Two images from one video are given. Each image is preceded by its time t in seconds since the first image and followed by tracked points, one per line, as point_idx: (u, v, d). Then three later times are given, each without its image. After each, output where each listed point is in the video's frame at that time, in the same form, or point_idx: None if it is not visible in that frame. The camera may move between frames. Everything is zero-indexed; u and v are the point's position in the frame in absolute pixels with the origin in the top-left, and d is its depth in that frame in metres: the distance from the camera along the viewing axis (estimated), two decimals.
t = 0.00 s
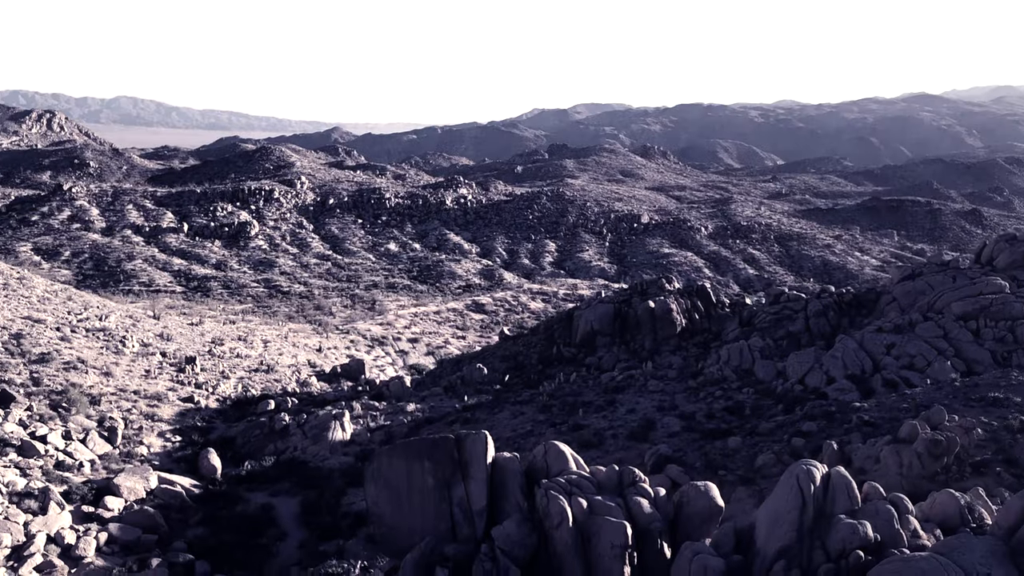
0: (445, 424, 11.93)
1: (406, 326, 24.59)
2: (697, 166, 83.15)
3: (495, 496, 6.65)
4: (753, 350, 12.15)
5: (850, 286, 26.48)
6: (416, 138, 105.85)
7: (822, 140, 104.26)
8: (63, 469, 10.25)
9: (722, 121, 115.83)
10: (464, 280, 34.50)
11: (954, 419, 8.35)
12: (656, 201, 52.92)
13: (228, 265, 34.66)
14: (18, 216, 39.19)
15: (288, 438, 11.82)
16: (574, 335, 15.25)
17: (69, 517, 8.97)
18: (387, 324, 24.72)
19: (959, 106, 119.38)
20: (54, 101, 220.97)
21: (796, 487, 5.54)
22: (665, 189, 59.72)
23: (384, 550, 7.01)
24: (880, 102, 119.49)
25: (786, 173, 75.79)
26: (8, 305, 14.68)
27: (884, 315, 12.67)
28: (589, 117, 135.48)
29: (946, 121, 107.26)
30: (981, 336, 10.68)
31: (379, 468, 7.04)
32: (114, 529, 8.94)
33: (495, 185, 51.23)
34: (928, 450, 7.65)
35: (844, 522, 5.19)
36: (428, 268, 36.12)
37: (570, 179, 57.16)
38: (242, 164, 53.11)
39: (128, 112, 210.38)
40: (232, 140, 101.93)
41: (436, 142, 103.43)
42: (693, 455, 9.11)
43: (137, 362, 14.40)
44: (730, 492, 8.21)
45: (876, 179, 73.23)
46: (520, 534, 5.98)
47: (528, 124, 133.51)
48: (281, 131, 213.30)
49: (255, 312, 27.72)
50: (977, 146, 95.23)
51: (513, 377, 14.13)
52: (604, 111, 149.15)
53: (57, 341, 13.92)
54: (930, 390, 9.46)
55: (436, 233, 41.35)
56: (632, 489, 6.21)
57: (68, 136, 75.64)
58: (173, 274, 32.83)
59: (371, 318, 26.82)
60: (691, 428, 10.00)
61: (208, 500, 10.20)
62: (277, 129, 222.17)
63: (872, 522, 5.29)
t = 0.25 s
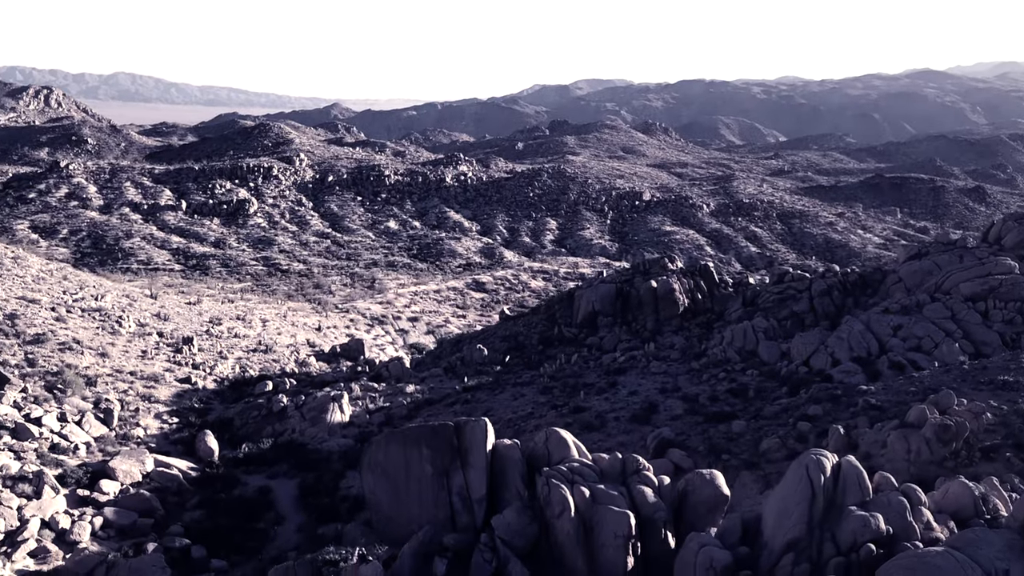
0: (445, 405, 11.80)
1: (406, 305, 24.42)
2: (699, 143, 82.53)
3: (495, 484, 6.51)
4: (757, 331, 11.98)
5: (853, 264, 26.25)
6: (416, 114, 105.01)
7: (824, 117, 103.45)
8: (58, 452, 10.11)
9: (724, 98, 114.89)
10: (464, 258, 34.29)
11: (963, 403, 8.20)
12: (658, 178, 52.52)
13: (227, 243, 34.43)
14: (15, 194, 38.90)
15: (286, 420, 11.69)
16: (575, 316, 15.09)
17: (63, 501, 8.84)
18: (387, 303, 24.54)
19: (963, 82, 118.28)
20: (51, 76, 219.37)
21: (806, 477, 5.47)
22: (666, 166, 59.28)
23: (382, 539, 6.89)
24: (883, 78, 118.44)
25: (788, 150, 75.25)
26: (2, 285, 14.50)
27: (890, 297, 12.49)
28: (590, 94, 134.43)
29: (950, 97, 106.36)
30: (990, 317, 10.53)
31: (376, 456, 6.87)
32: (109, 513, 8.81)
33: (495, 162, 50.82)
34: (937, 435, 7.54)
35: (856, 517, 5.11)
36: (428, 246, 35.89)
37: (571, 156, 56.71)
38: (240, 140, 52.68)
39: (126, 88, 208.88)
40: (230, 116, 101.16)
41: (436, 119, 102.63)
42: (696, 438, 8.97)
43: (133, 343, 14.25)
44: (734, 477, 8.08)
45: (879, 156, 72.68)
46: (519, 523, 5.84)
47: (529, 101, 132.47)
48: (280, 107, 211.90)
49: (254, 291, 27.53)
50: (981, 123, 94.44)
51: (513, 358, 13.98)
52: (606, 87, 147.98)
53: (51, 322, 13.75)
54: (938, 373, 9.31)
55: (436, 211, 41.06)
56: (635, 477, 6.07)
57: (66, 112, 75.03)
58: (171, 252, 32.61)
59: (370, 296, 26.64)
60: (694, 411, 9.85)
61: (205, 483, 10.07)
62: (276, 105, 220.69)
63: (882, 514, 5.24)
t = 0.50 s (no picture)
0: (445, 381, 11.65)
1: (406, 277, 24.21)
2: (702, 112, 81.70)
3: (495, 468, 6.40)
4: (761, 306, 11.78)
5: (857, 235, 26.01)
6: (416, 83, 103.91)
7: (828, 86, 102.30)
8: (52, 429, 9.95)
9: (727, 66, 113.61)
10: (465, 230, 34.01)
11: (974, 382, 8.03)
12: (660, 148, 51.99)
13: (225, 214, 34.13)
14: (12, 164, 38.52)
15: (284, 396, 11.55)
16: (576, 290, 14.89)
17: (58, 479, 8.69)
18: (386, 275, 24.32)
19: (969, 50, 116.81)
20: (47, 45, 217.09)
21: (818, 466, 5.43)
22: (668, 135, 58.69)
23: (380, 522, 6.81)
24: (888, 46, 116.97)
25: (791, 119, 74.48)
26: None
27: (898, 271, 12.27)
28: (592, 62, 132.91)
29: (956, 65, 105.11)
30: (1001, 293, 10.29)
31: (374, 439, 6.75)
32: (104, 492, 8.67)
33: (496, 132, 50.27)
34: (947, 415, 7.37)
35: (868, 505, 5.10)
36: (428, 217, 35.59)
37: (572, 125, 56.11)
38: (238, 110, 52.10)
39: (123, 57, 206.82)
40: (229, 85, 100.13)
41: (436, 88, 101.55)
42: (700, 416, 8.81)
43: (129, 317, 14.07)
44: (739, 456, 7.94)
45: (883, 125, 71.93)
46: (520, 507, 5.73)
47: (530, 69, 131.06)
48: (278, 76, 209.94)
49: (252, 262, 27.30)
50: (986, 92, 93.41)
51: (514, 333, 13.79)
52: (607, 55, 146.27)
53: (45, 296, 13.58)
54: (947, 350, 9.14)
55: (436, 182, 40.69)
56: (640, 463, 5.98)
57: (62, 81, 74.20)
58: (169, 223, 32.33)
59: (369, 268, 26.41)
60: (698, 388, 9.69)
61: (202, 460, 9.95)
62: (274, 74, 218.62)
63: (898, 503, 5.23)
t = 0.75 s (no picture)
0: (445, 354, 11.51)
1: (406, 246, 23.99)
2: (705, 78, 80.72)
3: (495, 449, 6.31)
4: (766, 278, 11.58)
5: (861, 203, 25.74)
6: (415, 48, 102.56)
7: (833, 51, 100.96)
8: (48, 403, 9.82)
9: (731, 31, 112.08)
10: (465, 198, 33.70)
11: (984, 356, 7.87)
12: (663, 114, 51.39)
13: (223, 182, 33.79)
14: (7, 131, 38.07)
15: (282, 369, 11.43)
16: (578, 261, 14.70)
17: (53, 455, 8.56)
18: (386, 243, 24.09)
19: (976, 14, 115.11)
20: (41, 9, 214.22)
21: (829, 449, 5.39)
22: (671, 101, 58.00)
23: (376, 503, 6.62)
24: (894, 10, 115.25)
25: (795, 85, 73.58)
26: None
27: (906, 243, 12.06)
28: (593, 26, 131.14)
29: (962, 29, 103.63)
30: (1012, 265, 10.09)
31: (370, 418, 6.55)
32: (101, 467, 8.55)
33: (496, 98, 49.65)
34: (957, 391, 7.21)
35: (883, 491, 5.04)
36: (428, 185, 35.25)
37: (574, 91, 55.41)
38: (235, 76, 51.41)
39: (119, 21, 204.22)
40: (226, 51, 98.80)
41: (436, 53, 100.21)
42: (704, 391, 8.67)
43: (125, 289, 13.90)
44: (744, 432, 7.81)
45: (888, 91, 71.05)
46: (522, 489, 5.69)
47: (531, 34, 129.36)
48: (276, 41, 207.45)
49: (251, 231, 27.05)
50: (993, 57, 92.22)
51: (515, 304, 13.62)
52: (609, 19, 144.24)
53: (39, 268, 13.39)
54: (957, 324, 8.97)
55: (436, 149, 40.27)
56: (643, 443, 5.92)
57: (57, 46, 73.16)
58: (167, 191, 32.01)
59: (369, 237, 26.17)
60: (702, 362, 9.54)
61: (199, 434, 9.83)
62: (272, 39, 216.01)
63: (911, 488, 5.18)
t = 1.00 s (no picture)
0: (445, 324, 11.34)
1: (405, 211, 23.69)
2: (708, 38, 79.41)
3: (495, 427, 6.20)
4: (773, 246, 11.35)
5: (866, 167, 25.36)
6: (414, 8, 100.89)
7: (838, 12, 99.32)
8: (41, 374, 9.67)
9: None
10: (465, 162, 33.28)
11: (997, 330, 7.65)
12: (666, 76, 50.60)
13: (220, 146, 33.35)
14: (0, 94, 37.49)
15: (279, 339, 11.28)
16: (580, 228, 14.46)
17: (46, 427, 8.41)
18: (385, 208, 23.78)
19: None
20: None
21: (843, 433, 5.28)
22: (674, 62, 57.09)
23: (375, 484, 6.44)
24: None
25: (800, 46, 72.41)
26: None
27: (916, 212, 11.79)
28: None
29: None
30: None
31: (367, 397, 6.43)
32: (96, 440, 8.42)
33: (497, 59, 48.84)
34: (969, 365, 7.02)
35: (898, 478, 4.95)
36: (428, 149, 34.79)
37: (575, 51, 54.51)
38: (232, 37, 50.54)
39: None
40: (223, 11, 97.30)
41: (436, 13, 98.58)
42: (709, 363, 8.50)
43: (119, 256, 13.69)
44: (749, 406, 7.66)
45: (894, 51, 69.93)
46: (523, 470, 5.56)
47: None
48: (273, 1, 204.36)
49: (249, 196, 26.71)
50: (1001, 17, 90.62)
51: (516, 273, 13.41)
52: None
53: (32, 235, 13.16)
54: (967, 295, 8.77)
55: (436, 111, 39.71)
56: (648, 422, 5.81)
57: (51, 6, 71.93)
58: (164, 155, 31.59)
59: (368, 202, 25.85)
60: (706, 333, 9.36)
61: (195, 407, 9.69)
62: None
63: (927, 474, 5.11)
